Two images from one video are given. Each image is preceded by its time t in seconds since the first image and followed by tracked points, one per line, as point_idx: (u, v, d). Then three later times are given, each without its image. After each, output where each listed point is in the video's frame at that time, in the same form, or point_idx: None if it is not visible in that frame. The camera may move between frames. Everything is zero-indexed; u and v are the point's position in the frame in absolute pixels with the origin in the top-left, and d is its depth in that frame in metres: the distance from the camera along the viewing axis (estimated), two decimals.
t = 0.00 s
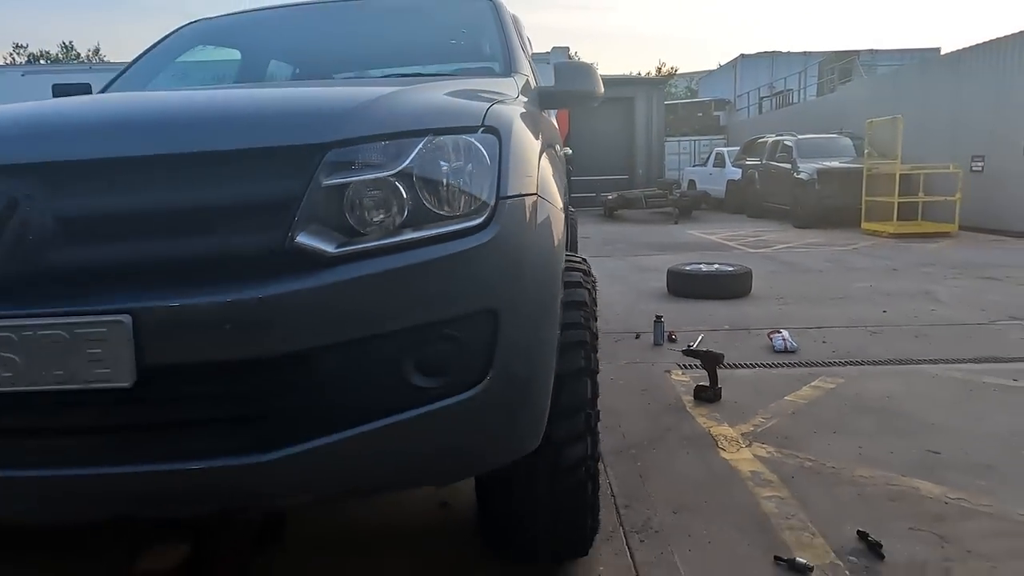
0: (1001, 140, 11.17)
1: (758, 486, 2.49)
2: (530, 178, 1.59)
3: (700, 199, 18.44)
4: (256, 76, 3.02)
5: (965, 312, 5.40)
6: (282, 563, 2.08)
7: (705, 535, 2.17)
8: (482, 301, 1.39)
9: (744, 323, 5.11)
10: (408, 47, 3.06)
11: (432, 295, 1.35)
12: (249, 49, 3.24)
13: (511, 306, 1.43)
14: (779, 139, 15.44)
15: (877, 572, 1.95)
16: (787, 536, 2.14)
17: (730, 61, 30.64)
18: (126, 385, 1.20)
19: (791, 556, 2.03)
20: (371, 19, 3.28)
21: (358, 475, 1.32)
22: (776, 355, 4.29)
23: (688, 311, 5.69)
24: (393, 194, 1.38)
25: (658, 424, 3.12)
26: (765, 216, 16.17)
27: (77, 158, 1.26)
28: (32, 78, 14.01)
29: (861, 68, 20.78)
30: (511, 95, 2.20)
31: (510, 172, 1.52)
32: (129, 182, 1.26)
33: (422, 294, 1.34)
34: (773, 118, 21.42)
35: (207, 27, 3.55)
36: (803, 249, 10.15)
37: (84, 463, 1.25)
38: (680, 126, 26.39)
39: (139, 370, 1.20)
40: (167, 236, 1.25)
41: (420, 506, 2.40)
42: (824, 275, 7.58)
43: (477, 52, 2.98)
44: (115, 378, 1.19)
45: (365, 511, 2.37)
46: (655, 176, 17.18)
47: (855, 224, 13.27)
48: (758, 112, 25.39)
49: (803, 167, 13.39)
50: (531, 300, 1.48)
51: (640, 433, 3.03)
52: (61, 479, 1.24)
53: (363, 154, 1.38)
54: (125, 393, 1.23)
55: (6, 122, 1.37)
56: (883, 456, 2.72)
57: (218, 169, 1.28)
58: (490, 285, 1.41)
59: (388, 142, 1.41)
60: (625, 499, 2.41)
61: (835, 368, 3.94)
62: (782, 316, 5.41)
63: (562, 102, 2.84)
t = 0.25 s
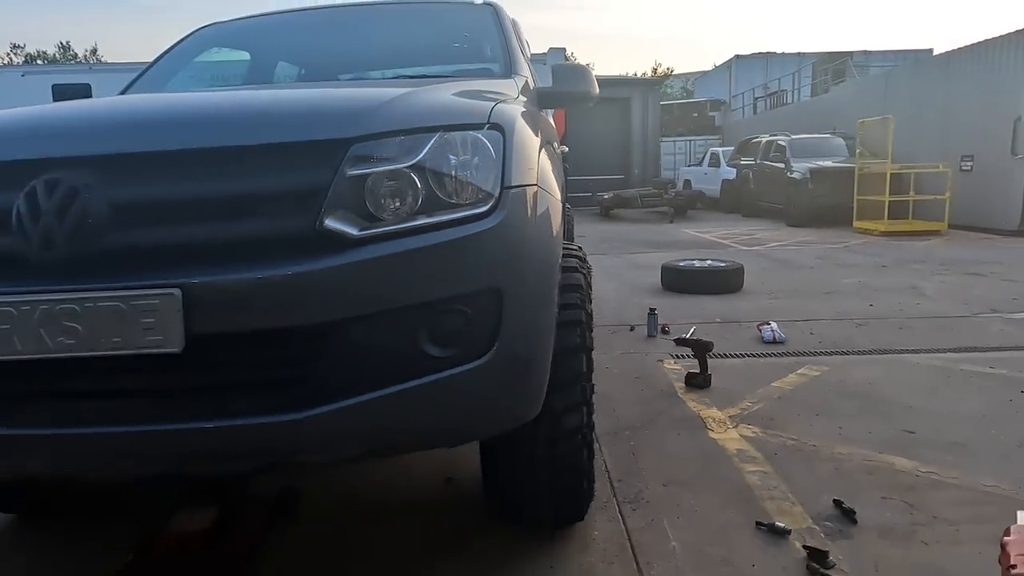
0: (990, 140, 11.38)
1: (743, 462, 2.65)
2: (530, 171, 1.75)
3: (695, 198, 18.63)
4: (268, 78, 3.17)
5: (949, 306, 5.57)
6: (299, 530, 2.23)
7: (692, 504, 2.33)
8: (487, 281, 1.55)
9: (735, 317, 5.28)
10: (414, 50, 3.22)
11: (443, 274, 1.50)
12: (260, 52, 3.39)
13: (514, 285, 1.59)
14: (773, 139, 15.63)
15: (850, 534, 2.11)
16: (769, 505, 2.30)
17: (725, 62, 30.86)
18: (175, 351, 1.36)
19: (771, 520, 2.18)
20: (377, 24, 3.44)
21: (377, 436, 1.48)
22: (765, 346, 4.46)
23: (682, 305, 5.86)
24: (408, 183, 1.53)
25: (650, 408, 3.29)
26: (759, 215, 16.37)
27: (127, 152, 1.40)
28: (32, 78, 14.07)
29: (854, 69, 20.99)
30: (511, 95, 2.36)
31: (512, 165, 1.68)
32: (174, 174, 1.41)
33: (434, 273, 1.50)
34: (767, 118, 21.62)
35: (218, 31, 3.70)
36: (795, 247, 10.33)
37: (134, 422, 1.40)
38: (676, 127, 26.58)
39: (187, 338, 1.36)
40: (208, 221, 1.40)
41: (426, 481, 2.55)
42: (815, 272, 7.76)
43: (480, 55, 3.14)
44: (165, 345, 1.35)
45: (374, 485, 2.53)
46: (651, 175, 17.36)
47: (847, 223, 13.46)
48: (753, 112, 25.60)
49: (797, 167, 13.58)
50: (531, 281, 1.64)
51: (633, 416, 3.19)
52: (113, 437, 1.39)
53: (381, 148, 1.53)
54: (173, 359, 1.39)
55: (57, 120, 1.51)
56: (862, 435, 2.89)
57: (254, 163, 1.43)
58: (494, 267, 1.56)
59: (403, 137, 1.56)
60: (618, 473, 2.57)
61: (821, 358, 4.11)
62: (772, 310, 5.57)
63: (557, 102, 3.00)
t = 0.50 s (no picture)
0: (981, 140, 11.55)
1: (735, 447, 2.78)
2: (536, 170, 1.87)
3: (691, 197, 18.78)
4: (280, 80, 3.30)
5: (937, 302, 5.72)
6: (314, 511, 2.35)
7: (687, 486, 2.46)
8: (497, 272, 1.68)
9: (729, 312, 5.42)
10: (420, 53, 3.34)
11: (456, 265, 1.63)
12: (272, 55, 3.52)
13: (521, 276, 1.72)
14: (768, 138, 15.80)
15: (836, 512, 2.24)
16: (760, 486, 2.43)
17: (720, 62, 31.03)
18: (213, 334, 1.48)
19: (762, 500, 2.31)
20: (384, 28, 3.56)
21: (395, 414, 1.60)
22: (758, 340, 4.60)
23: (677, 301, 6.00)
24: (424, 181, 1.65)
25: (647, 398, 3.42)
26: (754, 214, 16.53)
27: (166, 151, 1.52)
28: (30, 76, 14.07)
29: (848, 69, 21.18)
30: (516, 97, 2.48)
31: (519, 165, 1.80)
32: (209, 172, 1.53)
33: (448, 264, 1.62)
34: (762, 118, 21.80)
35: (231, 36, 3.83)
36: (789, 245, 10.49)
37: (173, 400, 1.52)
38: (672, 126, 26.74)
39: (224, 321, 1.48)
40: (242, 215, 1.52)
41: (432, 465, 2.68)
42: (808, 269, 7.91)
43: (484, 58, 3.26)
44: (204, 328, 1.47)
45: (383, 470, 2.65)
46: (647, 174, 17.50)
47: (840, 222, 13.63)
48: (748, 112, 25.78)
49: (791, 167, 13.75)
50: (537, 272, 1.76)
51: (630, 406, 3.32)
52: (154, 414, 1.51)
53: (399, 148, 1.65)
54: (209, 341, 1.51)
55: (99, 123, 1.63)
56: (849, 423, 3.02)
57: (283, 162, 1.55)
58: (503, 259, 1.69)
59: (419, 138, 1.68)
60: (617, 459, 2.69)
61: (812, 351, 4.24)
62: (765, 306, 5.71)
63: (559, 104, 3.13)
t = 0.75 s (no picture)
0: (974, 139, 11.71)
1: (734, 432, 2.90)
2: (547, 165, 1.99)
3: (688, 196, 18.92)
4: (293, 80, 3.41)
5: (930, 297, 5.86)
6: (332, 492, 2.46)
7: (688, 467, 2.58)
8: (512, 260, 1.79)
9: (727, 307, 5.55)
10: (429, 54, 3.45)
11: (475, 254, 1.74)
12: (284, 56, 3.63)
13: (534, 266, 1.83)
14: (764, 138, 15.94)
15: (829, 490, 2.36)
16: (757, 467, 2.54)
17: (717, 62, 31.22)
18: (251, 316, 1.59)
19: (759, 479, 2.43)
20: (394, 30, 3.67)
21: (417, 393, 1.71)
22: (754, 333, 4.73)
23: (676, 296, 6.12)
24: (445, 175, 1.76)
25: (648, 388, 3.55)
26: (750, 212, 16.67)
27: (206, 147, 1.64)
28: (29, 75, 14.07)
29: (844, 69, 21.34)
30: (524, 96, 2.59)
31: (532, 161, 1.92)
32: (246, 166, 1.64)
33: (467, 253, 1.73)
34: (759, 117, 21.97)
35: (244, 37, 3.94)
36: (785, 242, 10.63)
37: (212, 378, 1.63)
38: (669, 125, 26.90)
39: (261, 304, 1.59)
40: (276, 207, 1.64)
41: (443, 450, 2.79)
42: (804, 265, 8.05)
43: (491, 59, 3.38)
44: (243, 310, 1.58)
45: (396, 454, 2.76)
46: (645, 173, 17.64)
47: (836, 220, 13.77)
48: (745, 111, 25.94)
49: (787, 165, 13.90)
50: (549, 261, 1.88)
51: (632, 395, 3.44)
52: (195, 391, 1.62)
53: (422, 143, 1.76)
54: (247, 323, 1.62)
55: (140, 120, 1.74)
56: (842, 410, 3.14)
57: (313, 156, 1.67)
58: (518, 249, 1.80)
59: (439, 135, 1.79)
60: (620, 443, 2.81)
61: (807, 343, 4.37)
62: (762, 301, 5.84)
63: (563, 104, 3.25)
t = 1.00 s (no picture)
0: (971, 138, 11.82)
1: (735, 422, 3.01)
2: (559, 164, 2.09)
3: (688, 195, 19.03)
4: (307, 81, 3.50)
5: (927, 293, 5.96)
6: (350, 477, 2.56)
7: (691, 455, 2.69)
8: (527, 254, 1.89)
9: (727, 303, 5.66)
10: (439, 57, 3.55)
11: (492, 248, 1.84)
12: (297, 58, 3.72)
13: (547, 259, 1.94)
14: (764, 137, 16.05)
15: (827, 475, 2.46)
16: (757, 454, 2.65)
17: (716, 61, 31.31)
18: (284, 305, 1.69)
19: (759, 465, 2.54)
20: (404, 33, 3.77)
21: (437, 380, 1.82)
22: (754, 328, 4.83)
23: (677, 293, 6.23)
24: (464, 173, 1.86)
25: (651, 381, 3.65)
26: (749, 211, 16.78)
27: (240, 146, 1.74)
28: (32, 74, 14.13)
29: (843, 68, 21.44)
30: (534, 98, 2.70)
31: (545, 160, 2.02)
32: (278, 165, 1.74)
33: (485, 247, 1.83)
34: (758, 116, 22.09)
35: (256, 40, 4.04)
36: (784, 241, 10.74)
37: (247, 364, 1.73)
38: (669, 124, 27.02)
39: (293, 294, 1.70)
40: (307, 203, 1.74)
41: (455, 438, 2.89)
42: (803, 263, 8.15)
43: (499, 62, 3.47)
44: (276, 300, 1.69)
45: (410, 442, 2.86)
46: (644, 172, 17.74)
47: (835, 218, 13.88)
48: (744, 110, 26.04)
49: (786, 164, 14.01)
50: (561, 255, 1.98)
51: (636, 387, 3.55)
52: (230, 376, 1.72)
53: (442, 143, 1.86)
54: (279, 313, 1.72)
55: (177, 121, 1.85)
56: (840, 402, 3.25)
57: (341, 156, 1.77)
58: (532, 244, 1.90)
59: (458, 136, 1.89)
60: (626, 433, 2.92)
61: (806, 338, 4.48)
62: (762, 298, 5.95)
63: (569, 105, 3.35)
